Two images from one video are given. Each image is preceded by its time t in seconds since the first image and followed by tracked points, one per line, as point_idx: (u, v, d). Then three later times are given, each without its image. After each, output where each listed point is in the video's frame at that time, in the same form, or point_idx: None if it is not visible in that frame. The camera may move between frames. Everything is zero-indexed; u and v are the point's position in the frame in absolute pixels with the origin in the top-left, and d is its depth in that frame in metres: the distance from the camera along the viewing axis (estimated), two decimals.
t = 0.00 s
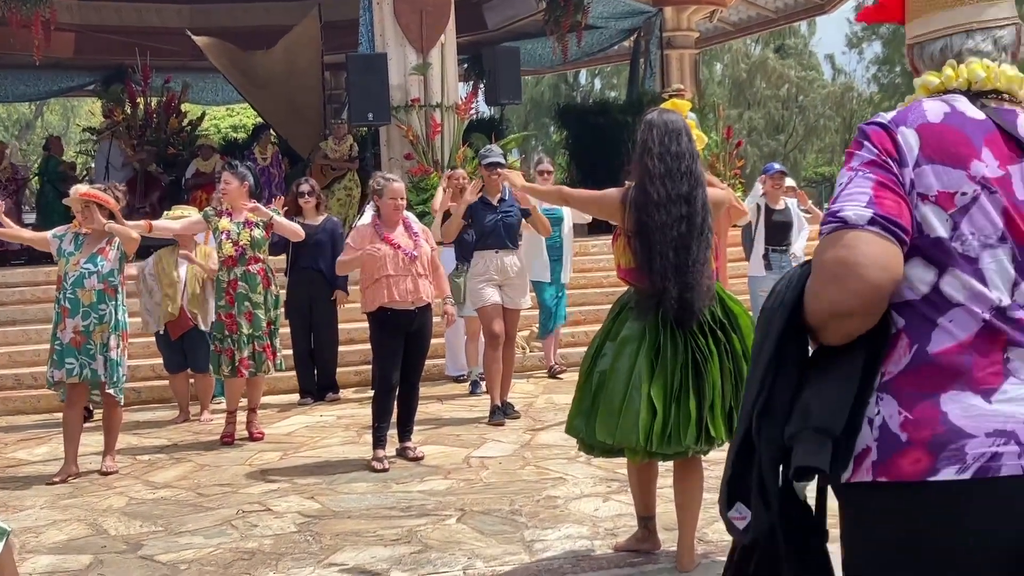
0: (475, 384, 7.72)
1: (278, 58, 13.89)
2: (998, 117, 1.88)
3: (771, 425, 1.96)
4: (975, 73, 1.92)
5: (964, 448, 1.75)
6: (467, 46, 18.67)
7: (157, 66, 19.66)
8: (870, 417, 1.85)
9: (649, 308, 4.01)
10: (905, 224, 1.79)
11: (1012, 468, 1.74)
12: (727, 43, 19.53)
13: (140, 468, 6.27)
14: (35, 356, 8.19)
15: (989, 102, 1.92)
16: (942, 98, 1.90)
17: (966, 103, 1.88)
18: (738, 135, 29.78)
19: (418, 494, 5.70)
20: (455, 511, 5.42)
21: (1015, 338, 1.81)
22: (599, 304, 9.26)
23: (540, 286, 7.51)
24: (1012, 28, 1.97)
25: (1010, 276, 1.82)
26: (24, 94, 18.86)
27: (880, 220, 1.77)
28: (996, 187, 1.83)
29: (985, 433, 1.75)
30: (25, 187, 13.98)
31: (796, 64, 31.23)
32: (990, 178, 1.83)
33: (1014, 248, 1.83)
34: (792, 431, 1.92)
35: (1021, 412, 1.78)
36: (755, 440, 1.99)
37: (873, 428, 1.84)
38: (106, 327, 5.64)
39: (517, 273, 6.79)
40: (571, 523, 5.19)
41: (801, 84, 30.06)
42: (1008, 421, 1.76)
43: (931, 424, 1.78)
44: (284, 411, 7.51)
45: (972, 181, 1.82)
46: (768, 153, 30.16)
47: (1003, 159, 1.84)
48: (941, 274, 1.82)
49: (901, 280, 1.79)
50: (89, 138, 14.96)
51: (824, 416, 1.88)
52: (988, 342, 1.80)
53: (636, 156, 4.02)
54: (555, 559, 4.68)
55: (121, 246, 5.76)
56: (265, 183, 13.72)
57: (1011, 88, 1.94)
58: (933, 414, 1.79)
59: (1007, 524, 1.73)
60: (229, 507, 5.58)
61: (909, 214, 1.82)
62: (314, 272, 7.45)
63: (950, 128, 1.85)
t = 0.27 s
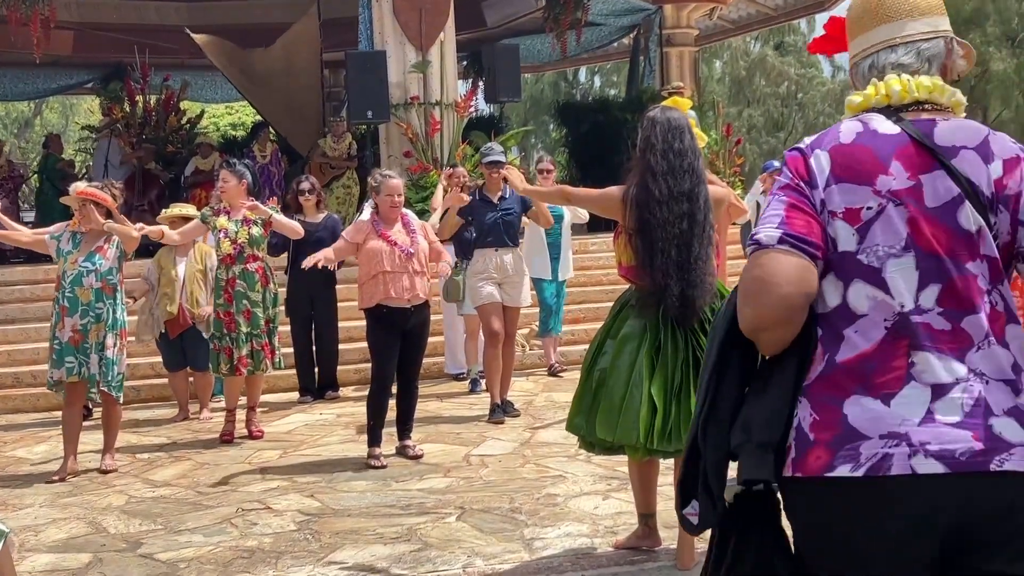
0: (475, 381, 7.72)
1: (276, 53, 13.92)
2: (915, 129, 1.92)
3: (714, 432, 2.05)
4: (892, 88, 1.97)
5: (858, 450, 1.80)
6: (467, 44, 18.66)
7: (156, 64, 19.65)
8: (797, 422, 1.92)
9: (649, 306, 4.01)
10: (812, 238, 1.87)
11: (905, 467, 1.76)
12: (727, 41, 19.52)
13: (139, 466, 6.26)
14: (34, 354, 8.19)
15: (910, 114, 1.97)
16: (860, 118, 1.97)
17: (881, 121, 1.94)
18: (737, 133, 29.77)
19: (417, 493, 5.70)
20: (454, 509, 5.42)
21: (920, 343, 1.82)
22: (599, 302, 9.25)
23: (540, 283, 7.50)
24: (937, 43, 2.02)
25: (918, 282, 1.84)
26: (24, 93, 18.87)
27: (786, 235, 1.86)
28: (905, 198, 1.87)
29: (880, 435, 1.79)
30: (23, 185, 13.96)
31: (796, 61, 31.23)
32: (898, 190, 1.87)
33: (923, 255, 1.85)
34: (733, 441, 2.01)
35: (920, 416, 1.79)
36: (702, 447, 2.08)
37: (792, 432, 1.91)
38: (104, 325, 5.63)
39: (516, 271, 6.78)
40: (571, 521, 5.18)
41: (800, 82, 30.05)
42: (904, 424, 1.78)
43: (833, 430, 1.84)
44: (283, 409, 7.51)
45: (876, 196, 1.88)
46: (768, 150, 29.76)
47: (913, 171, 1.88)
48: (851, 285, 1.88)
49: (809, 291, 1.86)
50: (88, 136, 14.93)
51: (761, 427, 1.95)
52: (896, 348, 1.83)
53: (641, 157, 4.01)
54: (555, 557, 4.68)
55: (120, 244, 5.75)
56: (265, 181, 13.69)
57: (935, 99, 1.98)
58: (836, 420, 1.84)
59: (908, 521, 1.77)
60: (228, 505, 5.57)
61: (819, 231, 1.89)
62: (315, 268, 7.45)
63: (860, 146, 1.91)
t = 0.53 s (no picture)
0: (477, 378, 7.73)
1: (277, 51, 13.94)
2: (863, 119, 2.03)
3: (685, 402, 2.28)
4: (845, 83, 2.08)
5: (808, 415, 1.96)
6: (469, 42, 18.66)
7: (158, 61, 19.63)
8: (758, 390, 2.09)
9: (654, 303, 4.01)
10: (764, 222, 2.02)
11: (847, 430, 1.91)
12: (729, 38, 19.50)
13: (142, 463, 6.28)
14: (38, 352, 8.20)
15: (863, 108, 2.07)
16: (816, 112, 2.10)
17: (832, 113, 2.06)
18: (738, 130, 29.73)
19: (421, 490, 5.71)
20: (458, 506, 5.44)
21: (863, 315, 1.95)
22: (602, 299, 9.26)
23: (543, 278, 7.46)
24: (891, 38, 2.11)
25: (861, 261, 1.97)
26: (26, 90, 18.88)
27: (737, 219, 2.02)
28: (848, 183, 1.99)
29: (828, 399, 1.94)
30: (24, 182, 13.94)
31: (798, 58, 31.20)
32: (842, 176, 1.99)
33: (864, 235, 1.97)
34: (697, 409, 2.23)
35: (863, 382, 1.93)
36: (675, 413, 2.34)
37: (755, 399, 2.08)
38: (107, 323, 5.64)
39: (519, 268, 6.78)
40: (574, 518, 5.20)
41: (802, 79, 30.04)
42: (850, 389, 1.93)
43: (787, 396, 2.00)
44: (286, 407, 7.52)
45: (822, 182, 2.01)
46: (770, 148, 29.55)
47: (858, 157, 1.99)
48: (801, 264, 2.02)
49: (762, 270, 2.01)
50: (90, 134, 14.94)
51: (721, 390, 2.13)
52: (842, 321, 1.97)
53: (647, 156, 4.01)
54: (559, 554, 4.69)
55: (123, 242, 5.76)
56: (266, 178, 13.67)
57: (888, 92, 2.06)
58: (790, 388, 2.00)
59: (854, 482, 1.90)
60: (232, 502, 5.59)
61: (773, 215, 2.04)
62: (319, 266, 7.47)
63: (810, 137, 2.05)
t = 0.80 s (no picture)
0: (479, 376, 7.73)
1: (277, 50, 13.90)
2: (876, 123, 2.06)
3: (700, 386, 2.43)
4: (862, 88, 2.11)
5: (795, 402, 2.02)
6: (470, 39, 18.64)
7: (160, 60, 19.63)
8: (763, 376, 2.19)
9: (658, 300, 4.03)
10: (769, 219, 2.09)
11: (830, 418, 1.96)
12: (731, 34, 19.48)
13: (144, 461, 6.27)
14: (39, 350, 8.19)
15: (878, 112, 2.10)
16: (833, 114, 2.13)
17: (847, 117, 2.09)
18: (740, 127, 29.73)
19: (423, 487, 5.71)
20: (460, 504, 5.43)
21: (853, 312, 2.00)
22: (604, 297, 9.25)
23: (546, 277, 7.44)
24: (911, 43, 2.14)
25: (857, 258, 2.01)
26: (26, 87, 18.87)
27: (742, 215, 2.10)
28: (853, 184, 2.02)
29: (816, 388, 2.00)
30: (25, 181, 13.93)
31: (798, 55, 31.16)
32: (847, 178, 2.03)
33: (863, 235, 2.01)
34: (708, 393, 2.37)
35: (851, 374, 1.97)
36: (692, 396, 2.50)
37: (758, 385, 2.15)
38: (107, 321, 5.63)
39: (520, 265, 6.77)
40: (576, 515, 5.20)
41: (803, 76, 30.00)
42: (837, 381, 1.98)
43: (779, 383, 2.06)
44: (288, 404, 7.51)
45: (826, 182, 2.05)
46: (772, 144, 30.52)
47: (865, 160, 2.02)
48: (803, 261, 2.08)
49: (763, 265, 2.10)
50: (92, 132, 14.93)
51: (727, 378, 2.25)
52: (835, 318, 2.02)
53: (649, 152, 4.02)
54: (561, 551, 4.68)
55: (123, 240, 5.75)
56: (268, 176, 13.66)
57: (904, 98, 2.09)
58: (784, 375, 2.06)
59: (840, 467, 1.95)
60: (234, 500, 5.58)
61: (779, 211, 2.10)
62: (322, 263, 7.46)
63: (823, 138, 2.08)
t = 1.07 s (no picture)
0: (482, 373, 7.72)
1: (279, 48, 13.90)
2: (924, 139, 2.08)
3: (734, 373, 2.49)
4: (914, 99, 2.12)
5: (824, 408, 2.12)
6: (472, 37, 18.63)
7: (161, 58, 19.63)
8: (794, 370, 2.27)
9: (659, 298, 4.03)
10: (806, 223, 2.16)
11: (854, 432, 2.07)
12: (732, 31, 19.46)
13: (147, 459, 6.27)
14: (42, 348, 8.19)
15: (927, 126, 2.11)
16: (881, 122, 2.16)
17: (896, 128, 2.11)
18: (741, 123, 29.70)
19: (426, 484, 5.71)
20: (463, 501, 5.43)
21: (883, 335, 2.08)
22: (607, 294, 9.24)
23: (548, 274, 7.46)
24: (974, 62, 2.14)
25: (888, 280, 2.08)
26: (28, 85, 18.93)
27: (783, 216, 2.17)
28: (894, 202, 2.07)
29: (848, 402, 2.09)
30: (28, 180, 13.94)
31: (799, 51, 31.13)
32: (887, 194, 2.07)
33: (896, 256, 2.07)
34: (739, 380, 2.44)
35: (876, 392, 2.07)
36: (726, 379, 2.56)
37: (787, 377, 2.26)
38: (109, 320, 5.61)
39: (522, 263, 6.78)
40: (580, 512, 5.19)
41: (804, 72, 29.99)
42: (866, 401, 2.07)
43: (805, 384, 2.17)
44: (291, 402, 7.51)
45: (867, 194, 2.10)
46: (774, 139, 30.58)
47: (907, 177, 2.06)
48: (839, 268, 2.14)
49: (800, 266, 2.18)
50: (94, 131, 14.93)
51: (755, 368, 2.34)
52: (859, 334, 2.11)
53: (653, 149, 4.01)
54: (564, 548, 4.68)
55: (125, 238, 5.73)
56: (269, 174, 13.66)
57: (954, 116, 2.10)
58: (814, 377, 2.16)
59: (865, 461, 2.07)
60: (237, 498, 5.59)
61: (819, 216, 2.16)
62: (326, 261, 7.46)
63: (869, 145, 2.12)
